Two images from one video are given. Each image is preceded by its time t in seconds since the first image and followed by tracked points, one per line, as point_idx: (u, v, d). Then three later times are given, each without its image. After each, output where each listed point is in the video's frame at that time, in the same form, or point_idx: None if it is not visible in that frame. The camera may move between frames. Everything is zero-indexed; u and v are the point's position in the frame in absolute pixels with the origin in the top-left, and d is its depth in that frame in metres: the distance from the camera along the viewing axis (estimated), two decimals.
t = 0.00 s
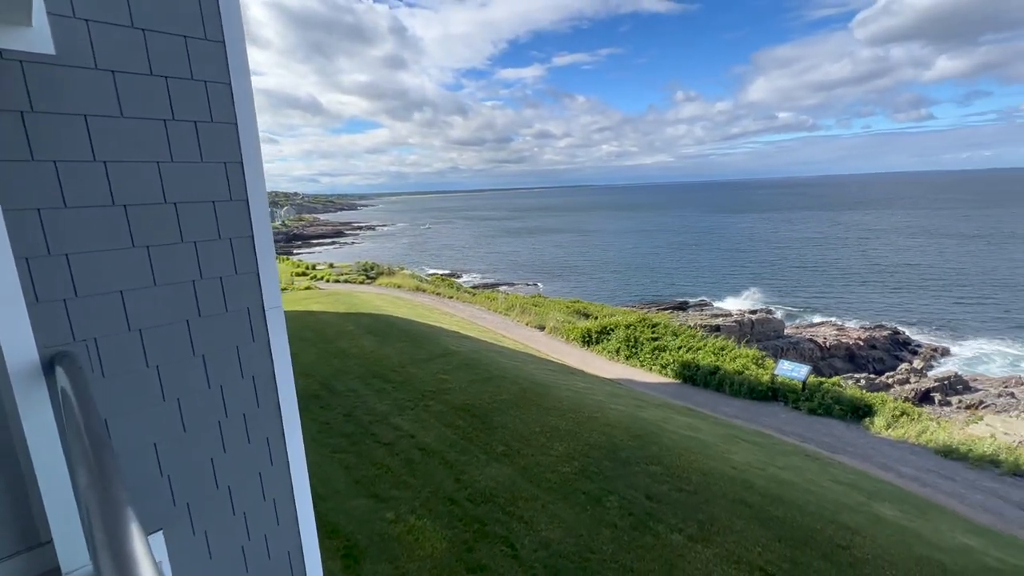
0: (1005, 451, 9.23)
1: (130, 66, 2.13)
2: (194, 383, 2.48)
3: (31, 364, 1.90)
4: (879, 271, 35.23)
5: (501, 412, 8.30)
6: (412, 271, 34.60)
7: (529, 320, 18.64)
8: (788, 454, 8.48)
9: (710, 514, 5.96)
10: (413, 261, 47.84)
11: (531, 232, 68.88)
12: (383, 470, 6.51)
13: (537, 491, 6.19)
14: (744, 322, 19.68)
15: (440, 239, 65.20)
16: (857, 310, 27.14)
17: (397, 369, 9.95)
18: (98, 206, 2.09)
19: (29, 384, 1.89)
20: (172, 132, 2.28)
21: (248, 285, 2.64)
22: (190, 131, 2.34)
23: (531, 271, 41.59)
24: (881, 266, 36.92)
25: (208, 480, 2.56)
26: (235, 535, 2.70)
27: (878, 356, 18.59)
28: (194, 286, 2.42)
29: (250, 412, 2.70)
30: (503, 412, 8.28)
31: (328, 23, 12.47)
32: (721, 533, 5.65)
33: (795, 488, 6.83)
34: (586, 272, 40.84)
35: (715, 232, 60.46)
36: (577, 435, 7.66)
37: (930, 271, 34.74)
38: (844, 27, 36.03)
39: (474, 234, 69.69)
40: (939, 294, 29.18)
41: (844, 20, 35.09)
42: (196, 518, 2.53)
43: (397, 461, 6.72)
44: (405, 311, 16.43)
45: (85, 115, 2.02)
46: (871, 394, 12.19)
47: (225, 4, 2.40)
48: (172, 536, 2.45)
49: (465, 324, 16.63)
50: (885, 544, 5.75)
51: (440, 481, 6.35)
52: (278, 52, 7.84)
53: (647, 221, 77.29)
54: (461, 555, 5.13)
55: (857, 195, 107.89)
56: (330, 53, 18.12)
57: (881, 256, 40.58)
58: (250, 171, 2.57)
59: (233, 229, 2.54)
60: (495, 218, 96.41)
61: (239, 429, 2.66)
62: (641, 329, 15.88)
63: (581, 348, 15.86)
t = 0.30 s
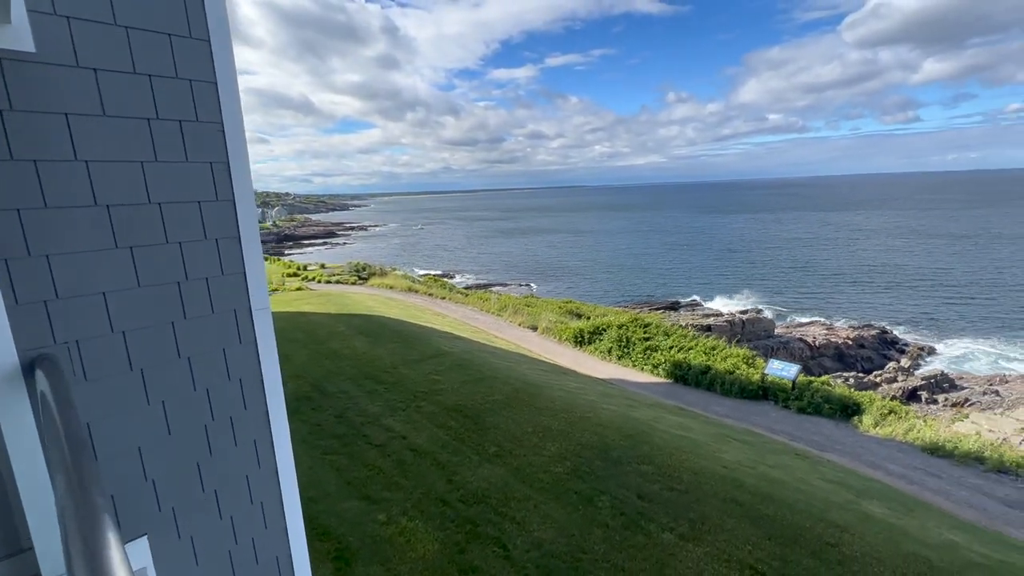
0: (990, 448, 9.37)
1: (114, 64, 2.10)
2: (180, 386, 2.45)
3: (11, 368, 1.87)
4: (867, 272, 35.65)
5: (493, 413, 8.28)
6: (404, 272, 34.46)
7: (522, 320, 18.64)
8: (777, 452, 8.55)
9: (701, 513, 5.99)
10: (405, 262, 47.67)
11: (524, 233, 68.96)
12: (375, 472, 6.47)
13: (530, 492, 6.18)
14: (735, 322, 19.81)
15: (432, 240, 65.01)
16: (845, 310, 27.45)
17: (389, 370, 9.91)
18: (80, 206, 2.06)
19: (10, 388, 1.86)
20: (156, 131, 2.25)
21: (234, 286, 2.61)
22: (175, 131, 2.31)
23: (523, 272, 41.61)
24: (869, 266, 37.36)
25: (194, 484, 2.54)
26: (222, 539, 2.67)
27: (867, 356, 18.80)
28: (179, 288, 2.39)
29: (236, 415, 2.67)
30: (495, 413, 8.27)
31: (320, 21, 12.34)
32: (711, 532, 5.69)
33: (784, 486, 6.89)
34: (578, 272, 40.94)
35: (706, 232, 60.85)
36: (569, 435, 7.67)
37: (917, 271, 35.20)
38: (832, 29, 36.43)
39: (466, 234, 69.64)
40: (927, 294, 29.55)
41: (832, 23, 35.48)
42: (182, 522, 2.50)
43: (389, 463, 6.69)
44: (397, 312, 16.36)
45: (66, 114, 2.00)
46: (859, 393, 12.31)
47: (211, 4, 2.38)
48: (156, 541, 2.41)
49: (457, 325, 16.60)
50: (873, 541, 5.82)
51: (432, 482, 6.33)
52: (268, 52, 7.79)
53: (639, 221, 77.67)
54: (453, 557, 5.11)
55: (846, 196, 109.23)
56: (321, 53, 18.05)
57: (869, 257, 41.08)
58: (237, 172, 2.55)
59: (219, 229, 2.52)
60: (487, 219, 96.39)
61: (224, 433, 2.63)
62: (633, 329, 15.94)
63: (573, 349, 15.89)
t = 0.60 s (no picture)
0: (985, 448, 9.42)
1: (108, 61, 2.08)
2: (178, 385, 2.44)
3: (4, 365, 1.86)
4: (863, 273, 35.79)
5: (490, 414, 8.27)
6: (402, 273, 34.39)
7: (519, 321, 18.63)
8: (773, 453, 8.57)
9: (697, 514, 6.00)
10: (402, 263, 47.57)
11: (521, 234, 68.93)
12: (371, 473, 6.45)
13: (527, 493, 6.17)
14: (731, 323, 19.87)
15: (429, 240, 64.85)
16: (841, 311, 27.55)
17: (385, 371, 9.88)
18: (74, 204, 2.04)
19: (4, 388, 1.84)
20: (153, 130, 2.24)
21: (231, 286, 2.61)
22: (172, 130, 2.30)
23: (520, 273, 41.60)
24: (864, 268, 37.54)
25: (189, 484, 2.52)
26: (216, 540, 2.65)
27: (862, 357, 18.90)
28: (173, 287, 2.37)
29: (232, 415, 2.66)
30: (491, 414, 8.25)
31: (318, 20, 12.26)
32: (708, 532, 5.69)
33: (780, 487, 6.90)
34: (575, 273, 40.95)
35: (703, 233, 60.95)
36: (566, 436, 7.67)
37: (913, 273, 35.36)
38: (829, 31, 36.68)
39: (464, 235, 69.54)
40: (921, 295, 29.71)
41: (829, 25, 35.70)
42: (177, 524, 2.48)
43: (385, 464, 6.67)
44: (394, 312, 16.32)
45: (60, 111, 1.98)
46: (854, 393, 12.37)
47: (208, 3, 2.37)
48: (150, 541, 2.39)
49: (454, 326, 16.57)
50: (869, 541, 5.83)
51: (428, 483, 6.31)
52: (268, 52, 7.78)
53: (636, 223, 77.79)
54: (450, 558, 5.10)
55: (842, 198, 109.66)
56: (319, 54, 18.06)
57: (865, 258, 41.29)
58: (234, 172, 2.54)
59: (214, 229, 2.50)
60: (485, 220, 96.24)
61: (220, 433, 2.61)
62: (630, 330, 15.97)
63: (570, 349, 15.88)
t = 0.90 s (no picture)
0: (987, 451, 9.41)
1: (116, 60, 2.09)
2: (183, 383, 2.45)
3: (12, 364, 1.86)
4: (865, 276, 35.72)
5: (491, 415, 8.27)
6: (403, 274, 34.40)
7: (520, 323, 18.62)
8: (775, 455, 8.56)
9: (699, 516, 5.99)
10: (403, 264, 47.57)
11: (522, 235, 68.95)
12: (372, 473, 6.45)
13: (528, 494, 6.17)
14: (733, 325, 19.86)
15: (430, 241, 64.86)
16: (843, 314, 27.52)
17: (386, 371, 9.88)
18: (84, 202, 2.06)
19: (11, 383, 1.85)
20: (161, 130, 2.25)
21: (236, 285, 2.61)
22: (180, 131, 2.31)
23: (521, 274, 41.57)
24: (866, 271, 37.49)
25: (194, 483, 2.53)
26: (220, 538, 2.65)
27: (863, 360, 18.88)
28: (180, 286, 2.39)
29: (237, 413, 2.66)
30: (493, 415, 8.26)
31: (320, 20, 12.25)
32: (709, 535, 5.69)
33: (782, 489, 6.90)
34: (576, 275, 40.91)
35: (704, 235, 60.90)
36: (568, 437, 7.67)
37: (915, 276, 35.28)
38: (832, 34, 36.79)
39: (465, 236, 69.51)
40: (924, 298, 29.64)
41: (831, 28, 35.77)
42: (182, 522, 2.49)
43: (386, 464, 6.67)
44: (395, 313, 16.31)
45: (69, 110, 1.99)
46: (856, 396, 12.35)
47: (215, 3, 2.38)
48: (156, 540, 2.40)
49: (455, 327, 16.57)
50: (871, 544, 5.83)
51: (429, 484, 6.30)
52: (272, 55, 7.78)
53: (638, 225, 77.78)
54: (451, 558, 5.10)
55: (843, 201, 109.59)
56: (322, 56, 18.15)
57: (866, 261, 41.23)
58: (241, 171, 2.55)
59: (221, 228, 2.51)
60: (486, 221, 96.25)
61: (225, 432, 2.62)
62: (631, 331, 15.95)
63: (571, 351, 15.88)
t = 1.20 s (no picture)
0: (995, 458, 9.31)
1: (127, 63, 2.12)
2: (190, 383, 2.47)
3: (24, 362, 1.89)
4: (872, 280, 35.48)
5: (495, 416, 8.28)
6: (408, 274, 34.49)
7: (524, 324, 18.63)
8: (780, 460, 8.51)
9: (702, 520, 5.97)
10: (408, 264, 47.69)
11: (528, 237, 68.97)
12: (375, 474, 6.47)
13: (531, 496, 6.16)
14: (738, 328, 19.78)
15: (436, 242, 65.01)
16: (850, 318, 27.33)
17: (390, 372, 9.92)
18: (95, 204, 2.09)
19: (21, 382, 1.87)
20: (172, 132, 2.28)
21: (244, 285, 2.64)
22: (190, 133, 2.34)
23: (526, 276, 41.57)
24: (873, 274, 37.24)
25: (201, 482, 2.55)
26: (226, 537, 2.67)
27: (871, 364, 18.74)
28: (189, 287, 2.42)
29: (244, 413, 2.69)
30: (496, 416, 8.27)
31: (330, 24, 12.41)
32: (713, 539, 5.66)
33: (786, 494, 6.86)
34: (581, 277, 40.85)
35: (710, 238, 60.68)
36: (571, 439, 7.66)
37: (924, 280, 34.98)
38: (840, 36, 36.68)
39: (470, 237, 69.58)
40: (932, 303, 29.40)
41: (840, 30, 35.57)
42: (189, 520, 2.52)
43: (390, 465, 6.69)
44: (399, 314, 16.35)
45: (83, 113, 2.02)
46: (863, 401, 12.25)
47: (226, 8, 2.41)
48: (162, 538, 2.42)
49: (460, 328, 16.59)
50: (877, 551, 5.78)
51: (433, 485, 6.32)
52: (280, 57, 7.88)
53: (643, 227, 77.63)
54: (453, 560, 5.10)
55: (850, 204, 108.97)
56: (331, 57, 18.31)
57: (874, 265, 40.96)
58: (249, 173, 2.57)
59: (230, 229, 2.54)
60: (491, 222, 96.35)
61: (232, 431, 2.64)
62: (636, 334, 15.91)
63: (575, 353, 15.88)
